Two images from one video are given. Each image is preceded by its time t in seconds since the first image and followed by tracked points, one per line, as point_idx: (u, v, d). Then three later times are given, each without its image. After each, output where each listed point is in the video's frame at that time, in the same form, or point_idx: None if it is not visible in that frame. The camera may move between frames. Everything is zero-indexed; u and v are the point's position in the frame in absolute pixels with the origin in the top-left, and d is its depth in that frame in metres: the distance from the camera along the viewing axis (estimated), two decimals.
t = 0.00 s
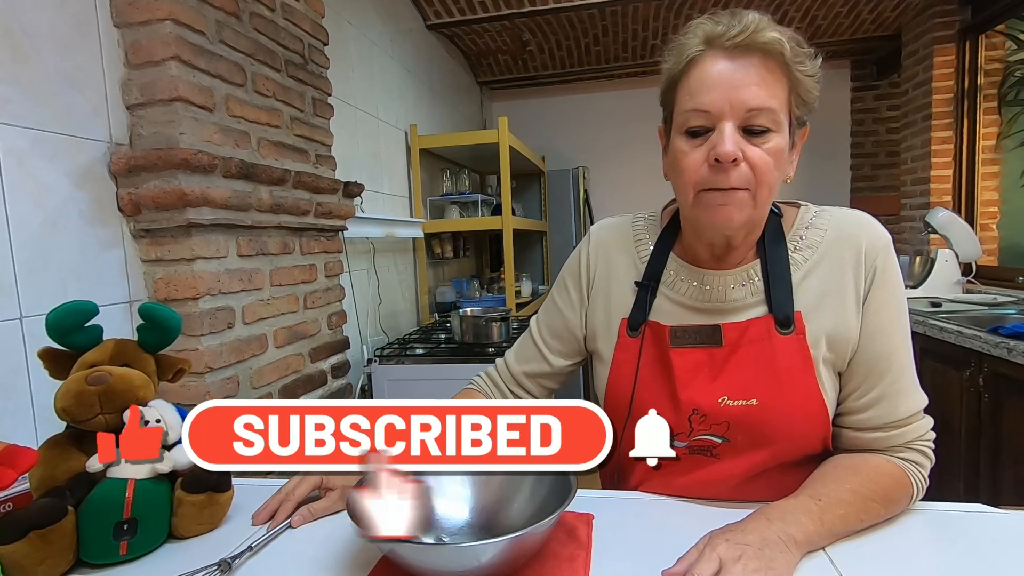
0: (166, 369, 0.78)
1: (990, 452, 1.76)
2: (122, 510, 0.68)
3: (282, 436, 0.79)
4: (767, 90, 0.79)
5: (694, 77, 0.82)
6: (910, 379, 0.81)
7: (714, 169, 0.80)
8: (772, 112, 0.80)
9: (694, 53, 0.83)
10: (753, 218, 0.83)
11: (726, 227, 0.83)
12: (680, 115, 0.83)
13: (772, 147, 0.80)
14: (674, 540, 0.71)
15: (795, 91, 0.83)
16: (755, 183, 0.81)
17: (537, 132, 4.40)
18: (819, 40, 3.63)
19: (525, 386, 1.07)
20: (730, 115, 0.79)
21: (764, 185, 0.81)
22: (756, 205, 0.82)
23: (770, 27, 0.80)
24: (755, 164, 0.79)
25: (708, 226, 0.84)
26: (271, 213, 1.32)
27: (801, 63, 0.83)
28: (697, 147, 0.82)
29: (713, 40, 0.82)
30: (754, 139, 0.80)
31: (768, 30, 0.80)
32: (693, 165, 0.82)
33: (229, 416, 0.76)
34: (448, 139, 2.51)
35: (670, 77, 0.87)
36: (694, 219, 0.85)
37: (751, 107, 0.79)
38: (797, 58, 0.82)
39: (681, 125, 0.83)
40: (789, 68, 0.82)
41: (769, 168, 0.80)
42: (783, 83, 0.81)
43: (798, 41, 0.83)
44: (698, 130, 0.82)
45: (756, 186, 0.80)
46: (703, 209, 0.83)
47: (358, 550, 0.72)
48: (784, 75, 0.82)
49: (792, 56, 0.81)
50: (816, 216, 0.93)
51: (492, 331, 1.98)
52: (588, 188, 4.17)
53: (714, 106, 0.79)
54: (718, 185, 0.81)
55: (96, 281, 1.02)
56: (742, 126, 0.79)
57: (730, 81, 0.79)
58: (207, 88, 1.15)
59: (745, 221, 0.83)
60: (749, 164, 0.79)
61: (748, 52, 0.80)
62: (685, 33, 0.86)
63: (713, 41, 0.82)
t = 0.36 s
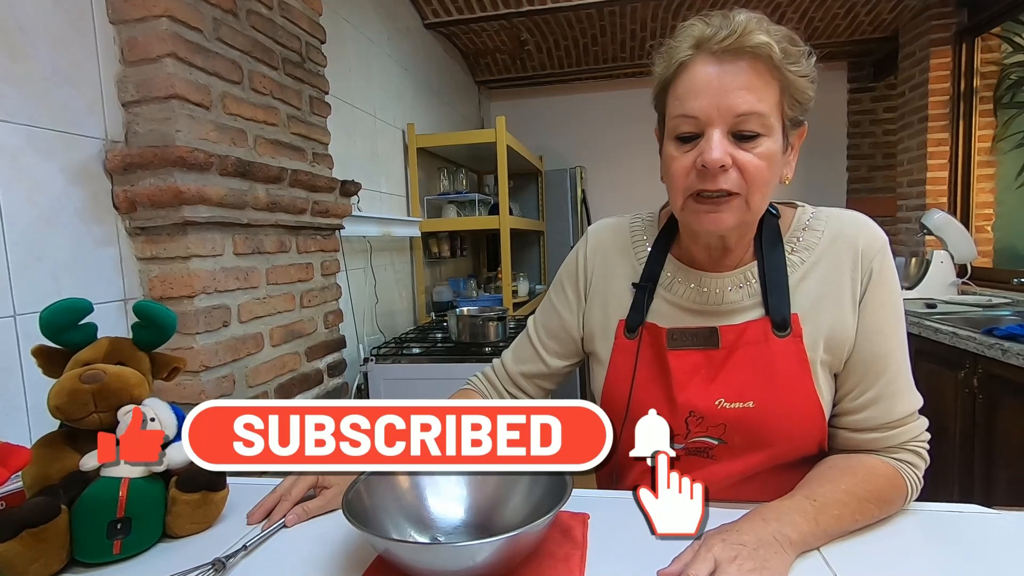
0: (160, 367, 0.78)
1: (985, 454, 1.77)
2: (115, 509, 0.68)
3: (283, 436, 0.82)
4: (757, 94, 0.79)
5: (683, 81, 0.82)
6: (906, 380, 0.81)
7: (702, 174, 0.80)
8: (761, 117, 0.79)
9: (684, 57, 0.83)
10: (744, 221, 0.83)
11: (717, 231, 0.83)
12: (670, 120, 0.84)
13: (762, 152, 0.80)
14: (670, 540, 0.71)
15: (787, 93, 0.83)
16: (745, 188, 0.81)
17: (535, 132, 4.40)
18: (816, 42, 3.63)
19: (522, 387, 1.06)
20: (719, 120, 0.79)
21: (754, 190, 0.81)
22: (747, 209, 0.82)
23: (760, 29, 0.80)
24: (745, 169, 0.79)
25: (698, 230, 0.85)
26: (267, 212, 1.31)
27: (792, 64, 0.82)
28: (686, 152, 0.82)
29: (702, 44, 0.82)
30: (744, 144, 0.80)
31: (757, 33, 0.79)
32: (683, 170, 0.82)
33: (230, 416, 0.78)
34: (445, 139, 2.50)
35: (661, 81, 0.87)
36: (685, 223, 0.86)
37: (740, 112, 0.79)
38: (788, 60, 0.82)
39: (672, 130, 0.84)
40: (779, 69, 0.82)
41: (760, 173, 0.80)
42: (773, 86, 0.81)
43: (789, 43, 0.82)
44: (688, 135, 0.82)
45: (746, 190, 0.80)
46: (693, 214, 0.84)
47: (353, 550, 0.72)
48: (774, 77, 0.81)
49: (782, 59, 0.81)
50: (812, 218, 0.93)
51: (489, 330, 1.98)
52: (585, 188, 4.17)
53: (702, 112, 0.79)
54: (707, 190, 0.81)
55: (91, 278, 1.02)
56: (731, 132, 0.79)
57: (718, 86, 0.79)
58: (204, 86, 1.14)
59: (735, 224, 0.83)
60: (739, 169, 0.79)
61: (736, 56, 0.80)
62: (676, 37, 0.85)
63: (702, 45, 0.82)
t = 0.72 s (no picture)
0: (157, 367, 0.77)
1: (980, 457, 1.77)
2: (110, 510, 0.68)
3: (283, 437, 0.82)
4: (763, 102, 0.79)
5: (689, 84, 0.81)
6: (898, 385, 0.81)
7: (710, 182, 0.80)
8: (767, 127, 0.80)
9: (691, 59, 0.81)
10: (743, 229, 0.84)
11: (718, 239, 0.83)
12: (674, 123, 0.82)
13: (765, 162, 0.80)
14: (665, 542, 0.71)
15: (786, 104, 0.84)
16: (748, 197, 0.81)
17: (533, 133, 4.40)
18: (814, 45, 3.64)
19: (519, 391, 1.06)
20: (728, 128, 0.79)
21: (757, 199, 0.81)
22: (746, 218, 0.83)
23: (768, 39, 0.80)
24: (751, 179, 0.79)
25: (697, 237, 0.85)
26: (264, 211, 1.31)
27: (794, 76, 0.83)
28: (693, 158, 0.81)
29: (711, 48, 0.81)
30: (750, 153, 0.80)
31: (768, 43, 0.79)
32: (688, 177, 0.81)
33: (230, 416, 0.79)
34: (444, 140, 2.51)
35: (662, 81, 0.86)
36: (684, 229, 0.86)
37: (749, 121, 0.78)
38: (790, 71, 0.83)
39: (676, 134, 0.82)
40: (782, 80, 0.82)
41: (763, 183, 0.80)
42: (775, 96, 0.81)
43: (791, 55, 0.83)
44: (694, 141, 0.81)
45: (749, 200, 0.81)
46: (695, 221, 0.83)
47: (349, 551, 0.72)
48: (777, 88, 0.82)
49: (787, 70, 0.82)
50: (801, 222, 0.93)
51: (486, 331, 1.98)
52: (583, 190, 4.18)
53: (711, 118, 0.79)
54: (711, 198, 0.81)
55: (87, 277, 1.02)
56: (739, 140, 0.79)
57: (729, 93, 0.78)
58: (202, 85, 1.14)
59: (734, 233, 0.84)
60: (745, 179, 0.79)
61: (744, 63, 0.79)
62: (682, 38, 0.84)
63: (710, 50, 0.81)
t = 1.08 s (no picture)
0: (155, 368, 0.77)
1: (978, 459, 1.78)
2: (108, 510, 0.68)
3: (284, 436, 0.82)
4: (768, 107, 0.79)
5: (693, 93, 0.80)
6: (899, 388, 0.81)
7: (718, 193, 0.80)
8: (772, 132, 0.80)
9: (693, 68, 0.81)
10: (751, 235, 0.85)
11: (726, 246, 0.84)
12: (678, 133, 0.82)
13: (771, 168, 0.80)
14: (664, 544, 0.71)
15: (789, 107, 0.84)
16: (756, 204, 0.81)
17: (533, 134, 4.41)
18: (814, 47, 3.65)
19: (518, 395, 1.06)
20: (735, 137, 0.79)
21: (764, 206, 0.82)
22: (754, 224, 0.83)
23: (769, 44, 0.80)
24: (758, 187, 0.79)
25: (705, 245, 0.85)
26: (263, 212, 1.31)
27: (795, 79, 0.83)
28: (699, 168, 0.81)
29: (713, 56, 0.80)
30: (756, 161, 0.80)
31: (770, 49, 0.79)
32: (695, 186, 0.81)
33: (230, 415, 0.79)
34: (443, 141, 2.51)
35: (663, 90, 0.85)
36: (691, 237, 0.86)
37: (755, 129, 0.78)
38: (792, 75, 0.82)
39: (681, 143, 0.82)
40: (784, 85, 0.82)
41: (770, 190, 0.80)
42: (779, 100, 0.81)
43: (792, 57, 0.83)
44: (700, 150, 0.81)
45: (757, 207, 0.81)
46: (703, 230, 0.84)
47: (347, 551, 0.72)
48: (782, 93, 0.82)
49: (789, 74, 0.81)
50: (802, 224, 0.93)
51: (485, 332, 1.98)
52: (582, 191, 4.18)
53: (717, 127, 0.79)
54: (719, 207, 0.82)
55: (86, 278, 1.01)
56: (746, 148, 0.79)
57: (734, 102, 0.78)
58: (202, 86, 1.14)
59: (742, 240, 0.84)
60: (753, 187, 0.79)
61: (748, 70, 0.79)
62: (682, 45, 0.83)
63: (712, 57, 0.80)
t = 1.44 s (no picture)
0: (156, 369, 0.78)
1: (978, 460, 1.77)
2: (108, 512, 0.68)
3: (283, 437, 0.81)
4: (785, 109, 0.79)
5: (712, 91, 0.80)
6: (899, 390, 0.82)
7: (732, 193, 0.80)
8: (788, 136, 0.80)
9: (713, 65, 0.80)
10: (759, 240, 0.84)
11: (735, 249, 0.83)
12: (694, 132, 0.82)
13: (785, 172, 0.80)
14: (663, 546, 0.72)
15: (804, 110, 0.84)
16: (768, 207, 0.81)
17: (533, 136, 4.41)
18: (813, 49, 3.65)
19: (518, 395, 1.06)
20: (752, 138, 0.78)
21: (776, 210, 0.82)
22: (765, 227, 0.83)
23: (790, 46, 0.80)
24: (771, 191, 0.79)
25: (714, 247, 0.84)
26: (263, 214, 1.31)
27: (812, 84, 0.83)
28: (714, 169, 0.81)
29: (734, 55, 0.80)
30: (771, 164, 0.80)
31: (791, 51, 0.79)
32: (709, 186, 0.81)
33: (230, 416, 0.79)
34: (444, 142, 2.51)
35: (680, 87, 0.85)
36: (701, 238, 0.85)
37: (772, 131, 0.78)
38: (810, 79, 0.83)
39: (696, 142, 0.82)
40: (802, 88, 0.82)
41: (783, 193, 0.80)
42: (795, 104, 0.82)
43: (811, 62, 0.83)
44: (716, 150, 0.81)
45: (769, 211, 0.81)
46: (714, 231, 0.83)
47: (346, 553, 0.72)
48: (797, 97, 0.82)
49: (807, 78, 0.82)
50: (804, 226, 0.93)
51: (485, 334, 1.98)
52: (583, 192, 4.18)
53: (735, 126, 0.78)
54: (733, 208, 0.81)
55: (87, 279, 1.02)
56: (762, 150, 0.79)
57: (753, 103, 0.78)
58: (202, 88, 1.14)
59: (752, 243, 0.84)
60: (766, 190, 0.79)
61: (767, 71, 0.79)
62: (702, 44, 0.82)
63: (732, 57, 0.80)
